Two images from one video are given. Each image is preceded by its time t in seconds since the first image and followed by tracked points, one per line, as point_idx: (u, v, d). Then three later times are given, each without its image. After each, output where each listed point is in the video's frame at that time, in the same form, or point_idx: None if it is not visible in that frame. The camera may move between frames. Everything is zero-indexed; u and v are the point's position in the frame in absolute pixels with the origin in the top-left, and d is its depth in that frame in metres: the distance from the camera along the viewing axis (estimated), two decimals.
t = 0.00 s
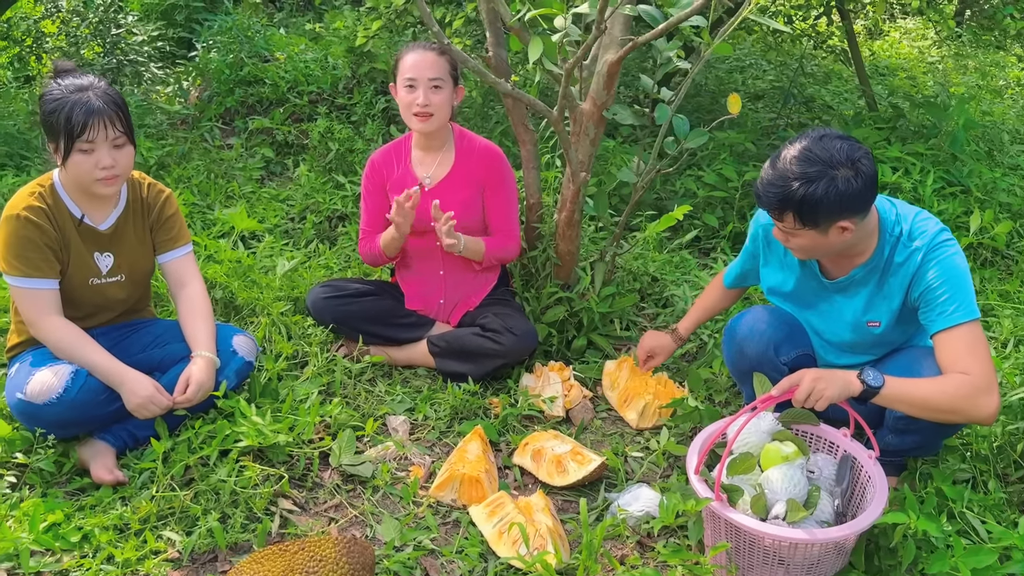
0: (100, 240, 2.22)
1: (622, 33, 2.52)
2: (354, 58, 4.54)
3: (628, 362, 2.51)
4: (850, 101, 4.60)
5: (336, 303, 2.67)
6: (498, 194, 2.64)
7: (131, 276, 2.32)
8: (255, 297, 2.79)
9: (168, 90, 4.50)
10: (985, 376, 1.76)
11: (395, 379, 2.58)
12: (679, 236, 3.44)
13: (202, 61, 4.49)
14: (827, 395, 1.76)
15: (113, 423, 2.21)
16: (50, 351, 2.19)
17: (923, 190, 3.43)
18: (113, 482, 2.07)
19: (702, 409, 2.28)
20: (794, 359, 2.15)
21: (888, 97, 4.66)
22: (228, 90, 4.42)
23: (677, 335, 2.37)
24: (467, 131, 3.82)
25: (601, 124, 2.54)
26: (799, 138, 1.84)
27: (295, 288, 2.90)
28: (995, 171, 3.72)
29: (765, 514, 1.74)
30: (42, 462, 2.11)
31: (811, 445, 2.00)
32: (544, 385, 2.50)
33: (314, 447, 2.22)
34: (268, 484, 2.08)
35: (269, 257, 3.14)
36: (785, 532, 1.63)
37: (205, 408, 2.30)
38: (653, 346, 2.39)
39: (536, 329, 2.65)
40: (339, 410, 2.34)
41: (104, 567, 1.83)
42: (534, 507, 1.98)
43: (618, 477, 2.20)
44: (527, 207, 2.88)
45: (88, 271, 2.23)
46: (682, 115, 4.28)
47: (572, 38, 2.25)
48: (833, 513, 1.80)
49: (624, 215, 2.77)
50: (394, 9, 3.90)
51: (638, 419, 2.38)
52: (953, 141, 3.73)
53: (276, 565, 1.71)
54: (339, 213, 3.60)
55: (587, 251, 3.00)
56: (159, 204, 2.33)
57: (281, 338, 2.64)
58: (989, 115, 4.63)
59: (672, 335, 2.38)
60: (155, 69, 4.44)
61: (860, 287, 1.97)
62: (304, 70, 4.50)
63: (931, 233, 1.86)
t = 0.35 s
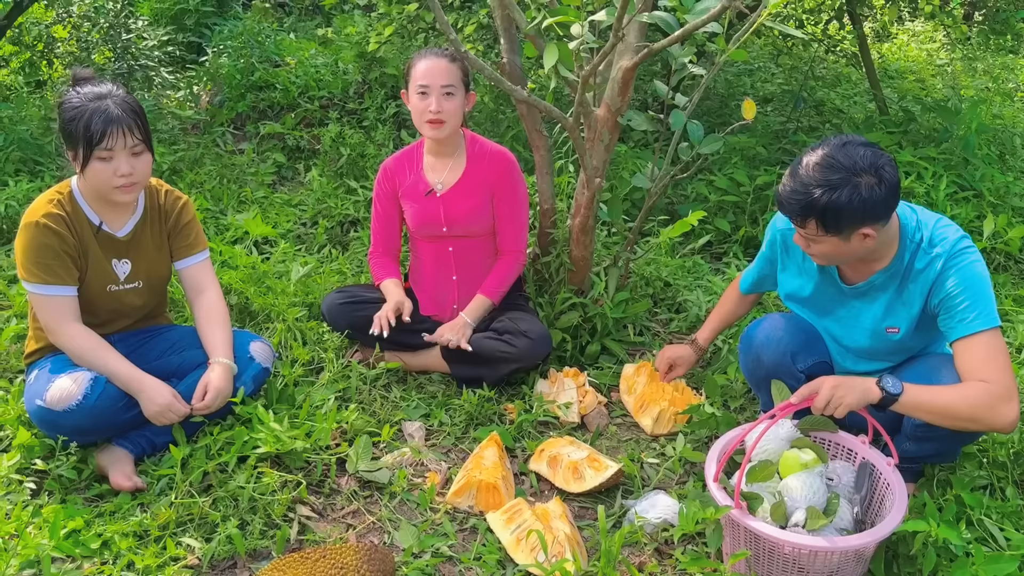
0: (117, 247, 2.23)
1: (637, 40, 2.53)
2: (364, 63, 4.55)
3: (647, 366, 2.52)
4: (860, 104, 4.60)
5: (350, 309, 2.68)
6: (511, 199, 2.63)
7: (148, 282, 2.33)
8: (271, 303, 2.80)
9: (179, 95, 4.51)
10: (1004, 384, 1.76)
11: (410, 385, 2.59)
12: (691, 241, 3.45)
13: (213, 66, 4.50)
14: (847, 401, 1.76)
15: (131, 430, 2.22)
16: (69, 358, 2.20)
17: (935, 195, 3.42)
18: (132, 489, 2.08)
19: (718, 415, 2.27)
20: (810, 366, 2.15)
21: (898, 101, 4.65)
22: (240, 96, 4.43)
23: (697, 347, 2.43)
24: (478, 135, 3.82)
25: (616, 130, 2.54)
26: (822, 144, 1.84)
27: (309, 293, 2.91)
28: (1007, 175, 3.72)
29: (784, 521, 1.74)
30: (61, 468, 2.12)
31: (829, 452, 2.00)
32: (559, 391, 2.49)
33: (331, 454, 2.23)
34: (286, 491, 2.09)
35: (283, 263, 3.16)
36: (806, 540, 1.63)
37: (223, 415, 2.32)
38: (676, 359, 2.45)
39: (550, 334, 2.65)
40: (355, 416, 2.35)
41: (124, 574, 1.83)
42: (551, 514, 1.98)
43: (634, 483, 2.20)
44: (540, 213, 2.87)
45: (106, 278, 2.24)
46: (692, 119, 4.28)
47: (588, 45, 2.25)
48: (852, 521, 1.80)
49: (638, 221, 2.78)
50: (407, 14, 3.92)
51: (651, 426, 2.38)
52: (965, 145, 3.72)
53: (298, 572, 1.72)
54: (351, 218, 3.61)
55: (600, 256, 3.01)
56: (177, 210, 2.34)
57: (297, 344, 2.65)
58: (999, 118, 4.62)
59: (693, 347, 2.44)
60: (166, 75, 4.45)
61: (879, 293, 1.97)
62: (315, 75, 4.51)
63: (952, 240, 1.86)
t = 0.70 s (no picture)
0: (131, 252, 2.22)
1: (652, 43, 2.52)
2: (373, 67, 4.55)
3: (669, 373, 2.50)
4: (870, 107, 4.58)
5: (363, 315, 2.67)
6: (524, 204, 2.62)
7: (162, 287, 2.33)
8: (283, 308, 2.80)
9: (187, 99, 4.51)
10: None
11: (423, 390, 2.58)
12: (702, 244, 3.43)
13: (221, 70, 4.50)
14: (868, 408, 1.75)
15: (144, 437, 2.21)
16: (82, 364, 2.20)
17: (948, 198, 3.41)
18: (147, 496, 2.07)
19: (734, 421, 2.28)
20: (829, 371, 2.13)
21: (908, 104, 4.64)
22: (248, 100, 4.43)
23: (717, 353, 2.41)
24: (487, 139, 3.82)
25: (630, 134, 2.53)
26: (841, 150, 1.83)
27: (321, 298, 2.90)
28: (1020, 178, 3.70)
29: (805, 529, 1.72)
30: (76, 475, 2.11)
31: (848, 458, 1.98)
32: (573, 397, 2.48)
33: (346, 460, 2.22)
34: (301, 497, 2.08)
35: (294, 267, 3.15)
36: (828, 548, 1.62)
37: (236, 420, 2.31)
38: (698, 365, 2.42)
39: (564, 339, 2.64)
40: (370, 422, 2.35)
41: None
42: (568, 521, 1.97)
43: (651, 490, 2.18)
44: (552, 218, 2.86)
45: (120, 283, 2.23)
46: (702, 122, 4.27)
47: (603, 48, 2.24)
48: (873, 528, 1.78)
49: (651, 226, 2.77)
50: (416, 17, 3.91)
51: (664, 430, 2.39)
52: (977, 148, 3.70)
53: None
54: (361, 222, 3.60)
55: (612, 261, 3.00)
56: (190, 215, 2.33)
57: (310, 349, 2.65)
58: (1010, 121, 4.60)
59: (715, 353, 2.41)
60: (175, 79, 4.45)
61: (899, 298, 1.95)
62: (323, 79, 4.51)
63: (973, 246, 1.85)
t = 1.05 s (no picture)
0: (144, 256, 2.21)
1: (668, 45, 2.52)
2: (381, 69, 4.54)
3: (682, 377, 2.49)
4: (880, 109, 4.56)
5: (375, 318, 2.66)
6: (537, 207, 2.61)
7: (175, 291, 2.32)
8: (295, 312, 2.79)
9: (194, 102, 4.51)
10: None
11: (436, 395, 2.56)
12: (714, 247, 3.42)
13: (228, 72, 4.50)
14: (890, 413, 1.72)
15: (157, 442, 2.20)
16: (95, 369, 2.18)
17: (961, 200, 3.38)
18: (160, 501, 2.06)
19: (751, 426, 2.24)
20: (848, 375, 2.12)
21: (919, 106, 4.61)
22: (256, 102, 4.43)
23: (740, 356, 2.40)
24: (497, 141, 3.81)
25: (644, 137, 2.52)
26: (859, 152, 1.81)
27: (332, 302, 2.89)
28: None
29: (826, 536, 1.70)
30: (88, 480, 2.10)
31: (868, 464, 1.96)
32: (587, 401, 2.47)
33: (360, 465, 2.21)
34: (315, 503, 2.06)
35: (304, 270, 3.14)
36: (851, 555, 1.60)
37: (249, 425, 2.30)
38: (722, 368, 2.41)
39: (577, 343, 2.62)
40: (383, 426, 2.33)
41: None
42: (584, 527, 1.95)
43: (667, 496, 2.17)
44: (565, 220, 2.85)
45: (132, 287, 2.22)
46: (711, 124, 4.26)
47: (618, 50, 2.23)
48: (895, 535, 1.76)
49: (664, 228, 2.75)
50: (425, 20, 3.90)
51: (679, 434, 2.36)
52: (990, 151, 3.68)
53: None
54: (370, 225, 3.59)
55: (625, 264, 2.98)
56: (203, 219, 2.32)
57: (322, 353, 2.64)
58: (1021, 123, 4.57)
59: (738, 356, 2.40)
60: (182, 81, 4.46)
61: (919, 302, 1.94)
62: (332, 81, 4.50)
63: (994, 249, 1.84)
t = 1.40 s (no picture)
0: (149, 256, 2.22)
1: (673, 45, 2.53)
2: (385, 70, 4.55)
3: (687, 377, 2.49)
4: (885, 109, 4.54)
5: (379, 318, 2.66)
6: (541, 208, 2.61)
7: (180, 291, 2.32)
8: (299, 312, 2.79)
9: (199, 103, 4.52)
10: None
11: (440, 394, 2.56)
12: (719, 248, 3.41)
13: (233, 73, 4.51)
14: (896, 413, 1.71)
15: (162, 441, 2.20)
16: (99, 368, 2.19)
17: (967, 201, 3.37)
18: (165, 501, 2.06)
19: (756, 426, 2.24)
20: (853, 374, 2.12)
21: (924, 106, 4.60)
22: (261, 103, 4.43)
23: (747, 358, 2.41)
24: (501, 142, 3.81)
25: (649, 136, 2.52)
26: (863, 152, 1.81)
27: (336, 302, 2.89)
28: None
29: (832, 536, 1.70)
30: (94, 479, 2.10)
31: (873, 464, 1.96)
32: (591, 401, 2.46)
33: (364, 464, 2.21)
34: (320, 503, 2.07)
35: (309, 270, 3.15)
36: (857, 555, 1.60)
37: (254, 425, 2.30)
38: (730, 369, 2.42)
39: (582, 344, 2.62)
40: (387, 426, 2.33)
41: None
42: (589, 527, 1.95)
43: (671, 496, 2.16)
44: (569, 220, 2.85)
45: (138, 287, 2.22)
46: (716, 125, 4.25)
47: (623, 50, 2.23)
48: (901, 535, 1.75)
49: (669, 228, 2.75)
50: (429, 20, 3.90)
51: (684, 435, 2.36)
52: (995, 151, 3.67)
53: None
54: (374, 225, 3.59)
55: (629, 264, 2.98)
56: (208, 219, 2.33)
57: (327, 353, 2.64)
58: None
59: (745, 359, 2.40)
60: (187, 82, 4.49)
61: (924, 302, 1.93)
62: (336, 82, 4.51)
63: (999, 247, 1.84)
